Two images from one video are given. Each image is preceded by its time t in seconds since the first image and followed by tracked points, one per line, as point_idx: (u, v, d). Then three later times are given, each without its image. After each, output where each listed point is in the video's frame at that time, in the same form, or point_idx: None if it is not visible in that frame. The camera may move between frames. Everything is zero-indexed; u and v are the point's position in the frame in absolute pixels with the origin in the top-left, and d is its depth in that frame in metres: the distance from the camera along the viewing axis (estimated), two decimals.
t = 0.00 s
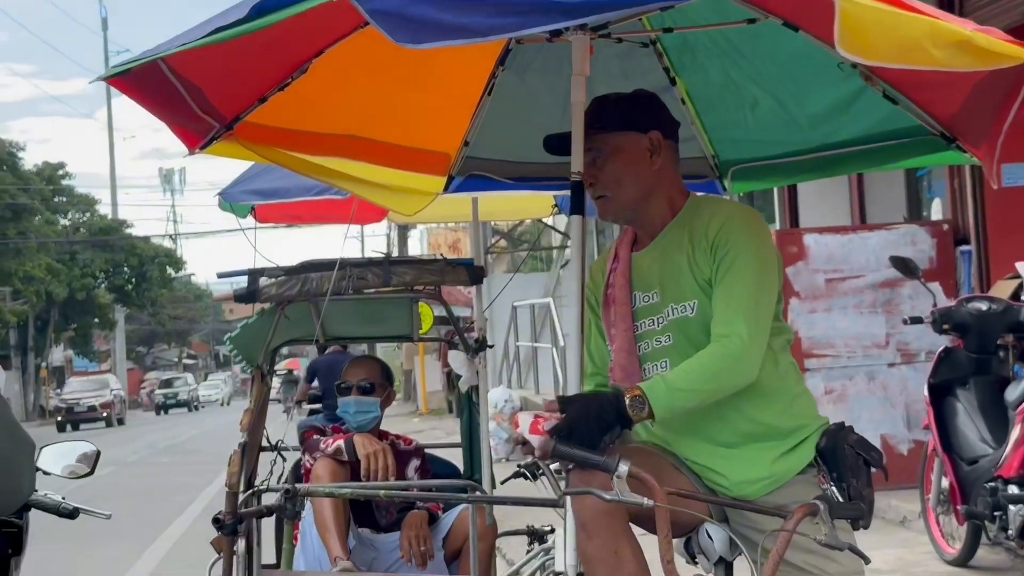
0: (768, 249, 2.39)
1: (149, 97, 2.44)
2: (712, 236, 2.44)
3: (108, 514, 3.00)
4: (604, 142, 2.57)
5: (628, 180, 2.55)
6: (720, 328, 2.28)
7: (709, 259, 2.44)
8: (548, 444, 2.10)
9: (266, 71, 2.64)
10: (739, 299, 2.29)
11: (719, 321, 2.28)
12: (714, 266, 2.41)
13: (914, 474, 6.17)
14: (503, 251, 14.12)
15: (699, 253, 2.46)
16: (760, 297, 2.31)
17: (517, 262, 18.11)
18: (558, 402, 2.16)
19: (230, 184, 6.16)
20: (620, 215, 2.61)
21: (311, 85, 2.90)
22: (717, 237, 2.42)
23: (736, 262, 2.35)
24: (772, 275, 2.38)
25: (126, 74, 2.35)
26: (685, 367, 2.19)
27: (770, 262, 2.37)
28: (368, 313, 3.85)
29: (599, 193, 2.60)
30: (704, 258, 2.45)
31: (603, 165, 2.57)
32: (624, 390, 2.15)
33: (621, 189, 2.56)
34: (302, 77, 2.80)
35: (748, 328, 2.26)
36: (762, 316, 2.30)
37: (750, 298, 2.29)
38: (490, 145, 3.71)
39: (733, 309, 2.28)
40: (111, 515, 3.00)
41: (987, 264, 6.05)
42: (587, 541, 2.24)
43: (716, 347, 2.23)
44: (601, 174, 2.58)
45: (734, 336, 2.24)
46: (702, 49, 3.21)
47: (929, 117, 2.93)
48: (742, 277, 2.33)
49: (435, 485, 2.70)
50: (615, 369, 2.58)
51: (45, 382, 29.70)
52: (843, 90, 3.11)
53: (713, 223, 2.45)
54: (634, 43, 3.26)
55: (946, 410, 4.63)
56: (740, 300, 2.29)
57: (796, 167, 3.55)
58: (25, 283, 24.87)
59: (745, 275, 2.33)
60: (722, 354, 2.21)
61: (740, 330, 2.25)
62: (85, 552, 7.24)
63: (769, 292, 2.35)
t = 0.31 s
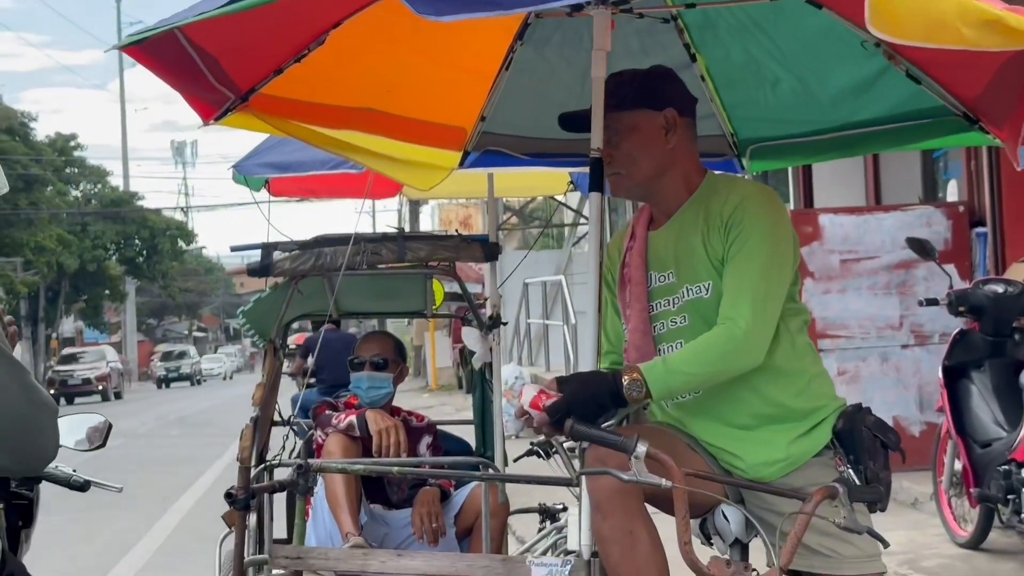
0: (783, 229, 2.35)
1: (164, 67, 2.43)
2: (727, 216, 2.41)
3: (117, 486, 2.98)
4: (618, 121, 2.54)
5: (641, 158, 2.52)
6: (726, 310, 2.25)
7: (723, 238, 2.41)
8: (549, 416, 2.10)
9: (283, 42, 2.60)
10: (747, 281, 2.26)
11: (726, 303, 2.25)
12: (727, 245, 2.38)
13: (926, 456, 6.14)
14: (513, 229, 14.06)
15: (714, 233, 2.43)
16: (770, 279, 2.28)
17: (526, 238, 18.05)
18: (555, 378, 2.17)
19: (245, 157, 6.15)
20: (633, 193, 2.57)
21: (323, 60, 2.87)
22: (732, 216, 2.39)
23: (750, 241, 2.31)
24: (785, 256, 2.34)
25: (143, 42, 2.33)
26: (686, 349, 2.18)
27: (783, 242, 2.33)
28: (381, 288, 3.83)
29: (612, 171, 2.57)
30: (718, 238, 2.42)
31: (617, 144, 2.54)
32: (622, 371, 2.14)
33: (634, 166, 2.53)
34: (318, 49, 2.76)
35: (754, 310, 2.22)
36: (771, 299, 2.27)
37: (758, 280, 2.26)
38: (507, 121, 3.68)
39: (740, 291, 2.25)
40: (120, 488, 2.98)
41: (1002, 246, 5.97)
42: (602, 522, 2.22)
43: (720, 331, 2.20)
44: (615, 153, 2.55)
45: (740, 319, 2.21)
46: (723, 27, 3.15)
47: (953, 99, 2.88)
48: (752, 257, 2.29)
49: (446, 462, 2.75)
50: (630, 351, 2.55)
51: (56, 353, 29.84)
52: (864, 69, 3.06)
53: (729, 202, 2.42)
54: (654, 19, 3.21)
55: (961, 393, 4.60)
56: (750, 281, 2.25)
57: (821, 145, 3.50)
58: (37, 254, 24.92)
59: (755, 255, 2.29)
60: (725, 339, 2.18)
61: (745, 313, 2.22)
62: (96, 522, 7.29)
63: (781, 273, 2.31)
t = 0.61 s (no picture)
0: (772, 222, 2.34)
1: (161, 52, 2.43)
2: (716, 209, 2.41)
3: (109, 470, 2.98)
4: (603, 115, 2.53)
5: (630, 153, 2.52)
6: (716, 307, 2.25)
7: (712, 232, 2.40)
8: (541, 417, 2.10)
9: (281, 29, 2.60)
10: (736, 277, 2.25)
11: (716, 300, 2.25)
12: (716, 239, 2.38)
13: (920, 449, 6.16)
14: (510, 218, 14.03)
15: (703, 226, 2.43)
16: (759, 275, 2.27)
17: (522, 228, 18.02)
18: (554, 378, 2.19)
19: (241, 144, 6.13)
20: (622, 186, 2.57)
21: (319, 50, 2.87)
22: (721, 209, 2.39)
23: (738, 237, 2.31)
24: (775, 251, 2.32)
25: (140, 27, 2.34)
26: (676, 348, 2.18)
27: (772, 236, 2.32)
28: (375, 276, 3.82)
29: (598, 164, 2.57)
30: (707, 232, 2.42)
31: (604, 137, 2.54)
32: (616, 373, 2.15)
33: (623, 161, 2.54)
34: (315, 36, 2.75)
35: (744, 308, 2.22)
36: (761, 295, 2.26)
37: (746, 275, 2.25)
38: (504, 110, 3.68)
39: (729, 287, 2.24)
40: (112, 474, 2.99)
41: (997, 239, 5.98)
42: (594, 513, 2.23)
43: (711, 330, 2.20)
44: (603, 146, 2.55)
45: (730, 318, 2.21)
46: (722, 17, 3.13)
47: (949, 92, 2.87)
48: (740, 252, 2.28)
49: (441, 450, 2.75)
50: (619, 343, 2.56)
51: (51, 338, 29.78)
52: (863, 60, 3.06)
53: (719, 195, 2.41)
54: (652, 9, 3.20)
55: (954, 385, 4.62)
56: (738, 276, 2.25)
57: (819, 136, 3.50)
58: (33, 239, 24.84)
59: (742, 249, 2.28)
60: (716, 339, 2.18)
61: (734, 309, 2.22)
62: (91, 508, 7.29)
63: (771, 267, 2.30)
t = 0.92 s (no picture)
0: (762, 221, 2.35)
1: (154, 49, 2.41)
2: (704, 208, 2.41)
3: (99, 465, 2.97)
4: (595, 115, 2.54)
5: (620, 153, 2.53)
6: (707, 308, 2.26)
7: (701, 231, 2.41)
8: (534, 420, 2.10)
9: (274, 25, 2.59)
10: (727, 277, 2.25)
11: (707, 301, 2.26)
12: (705, 238, 2.39)
13: (909, 449, 6.19)
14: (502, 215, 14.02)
15: (691, 225, 2.44)
16: (750, 274, 2.28)
17: (514, 225, 18.02)
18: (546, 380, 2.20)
19: (232, 139, 6.11)
20: (614, 187, 2.56)
21: (312, 47, 2.85)
22: (710, 208, 2.39)
23: (728, 236, 2.31)
24: (764, 250, 2.33)
25: (133, 23, 2.31)
26: (667, 351, 2.18)
27: (761, 235, 2.33)
28: (366, 273, 3.82)
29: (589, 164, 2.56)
30: (696, 231, 2.42)
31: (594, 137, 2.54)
32: (609, 376, 2.16)
33: (612, 163, 2.54)
34: (308, 32, 2.74)
35: (735, 308, 2.23)
36: (752, 296, 2.27)
37: (737, 275, 2.26)
38: (497, 108, 3.68)
39: (721, 288, 2.25)
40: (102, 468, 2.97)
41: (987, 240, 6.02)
42: (584, 511, 2.23)
43: (703, 333, 2.21)
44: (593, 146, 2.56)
45: (721, 319, 2.22)
46: (715, 18, 3.10)
47: (940, 93, 2.90)
48: (730, 252, 2.29)
49: (431, 447, 2.74)
50: (607, 342, 2.56)
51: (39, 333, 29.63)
52: (855, 61, 3.07)
53: (708, 194, 2.42)
54: (645, 8, 3.21)
55: (944, 385, 4.64)
56: (729, 276, 2.25)
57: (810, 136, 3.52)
58: (22, 234, 24.70)
59: (732, 248, 2.29)
60: (708, 341, 2.18)
61: (725, 310, 2.22)
62: (79, 503, 7.26)
63: (761, 267, 2.31)
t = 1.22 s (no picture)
0: (749, 231, 2.36)
1: (144, 54, 2.41)
2: (692, 218, 2.43)
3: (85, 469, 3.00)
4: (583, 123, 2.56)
5: (608, 162, 2.54)
6: (693, 318, 2.27)
7: (688, 240, 2.42)
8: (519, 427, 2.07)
9: (264, 33, 2.60)
10: (712, 288, 2.26)
11: (693, 311, 2.27)
12: (692, 247, 2.40)
13: (896, 457, 6.21)
14: (492, 222, 14.02)
15: (678, 233, 2.45)
16: (736, 284, 2.29)
17: (505, 232, 18.03)
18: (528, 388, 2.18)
19: (223, 145, 6.11)
20: (603, 196, 2.60)
21: (302, 54, 2.86)
22: (697, 218, 2.41)
23: (714, 246, 2.33)
24: (751, 259, 2.35)
25: (124, 29, 2.32)
26: (652, 360, 2.19)
27: (748, 245, 2.34)
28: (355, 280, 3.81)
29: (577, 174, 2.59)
30: (683, 240, 2.44)
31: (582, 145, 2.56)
32: (593, 384, 2.16)
33: (600, 173, 2.56)
34: (299, 40, 2.76)
35: (720, 319, 2.24)
36: (737, 306, 2.28)
37: (723, 285, 2.27)
38: (486, 116, 3.69)
39: (706, 298, 2.26)
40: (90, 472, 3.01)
41: (975, 250, 6.06)
42: (570, 518, 2.24)
43: (687, 342, 2.22)
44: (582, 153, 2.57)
45: (706, 329, 2.23)
46: (702, 26, 3.17)
47: (926, 102, 2.92)
48: (715, 262, 2.30)
49: (419, 453, 2.73)
50: (592, 348, 2.58)
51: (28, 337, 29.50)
52: (841, 71, 3.09)
53: (696, 204, 2.43)
54: (634, 18, 3.22)
55: (930, 394, 4.66)
56: (714, 285, 2.26)
57: (797, 146, 3.53)
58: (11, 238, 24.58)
59: (717, 258, 2.30)
60: (692, 352, 2.20)
61: (710, 320, 2.23)
62: (66, 508, 7.24)
63: (746, 277, 2.32)
